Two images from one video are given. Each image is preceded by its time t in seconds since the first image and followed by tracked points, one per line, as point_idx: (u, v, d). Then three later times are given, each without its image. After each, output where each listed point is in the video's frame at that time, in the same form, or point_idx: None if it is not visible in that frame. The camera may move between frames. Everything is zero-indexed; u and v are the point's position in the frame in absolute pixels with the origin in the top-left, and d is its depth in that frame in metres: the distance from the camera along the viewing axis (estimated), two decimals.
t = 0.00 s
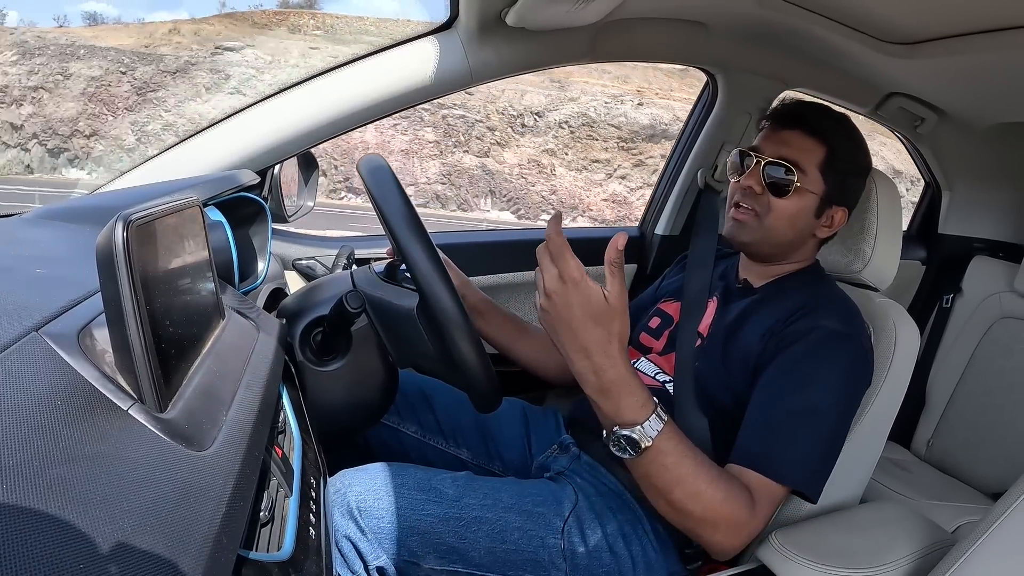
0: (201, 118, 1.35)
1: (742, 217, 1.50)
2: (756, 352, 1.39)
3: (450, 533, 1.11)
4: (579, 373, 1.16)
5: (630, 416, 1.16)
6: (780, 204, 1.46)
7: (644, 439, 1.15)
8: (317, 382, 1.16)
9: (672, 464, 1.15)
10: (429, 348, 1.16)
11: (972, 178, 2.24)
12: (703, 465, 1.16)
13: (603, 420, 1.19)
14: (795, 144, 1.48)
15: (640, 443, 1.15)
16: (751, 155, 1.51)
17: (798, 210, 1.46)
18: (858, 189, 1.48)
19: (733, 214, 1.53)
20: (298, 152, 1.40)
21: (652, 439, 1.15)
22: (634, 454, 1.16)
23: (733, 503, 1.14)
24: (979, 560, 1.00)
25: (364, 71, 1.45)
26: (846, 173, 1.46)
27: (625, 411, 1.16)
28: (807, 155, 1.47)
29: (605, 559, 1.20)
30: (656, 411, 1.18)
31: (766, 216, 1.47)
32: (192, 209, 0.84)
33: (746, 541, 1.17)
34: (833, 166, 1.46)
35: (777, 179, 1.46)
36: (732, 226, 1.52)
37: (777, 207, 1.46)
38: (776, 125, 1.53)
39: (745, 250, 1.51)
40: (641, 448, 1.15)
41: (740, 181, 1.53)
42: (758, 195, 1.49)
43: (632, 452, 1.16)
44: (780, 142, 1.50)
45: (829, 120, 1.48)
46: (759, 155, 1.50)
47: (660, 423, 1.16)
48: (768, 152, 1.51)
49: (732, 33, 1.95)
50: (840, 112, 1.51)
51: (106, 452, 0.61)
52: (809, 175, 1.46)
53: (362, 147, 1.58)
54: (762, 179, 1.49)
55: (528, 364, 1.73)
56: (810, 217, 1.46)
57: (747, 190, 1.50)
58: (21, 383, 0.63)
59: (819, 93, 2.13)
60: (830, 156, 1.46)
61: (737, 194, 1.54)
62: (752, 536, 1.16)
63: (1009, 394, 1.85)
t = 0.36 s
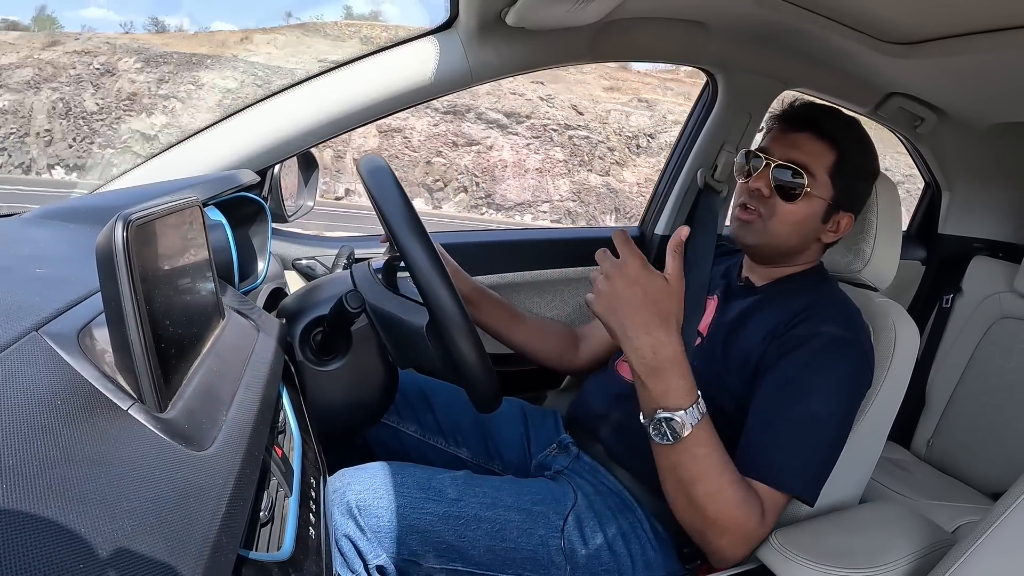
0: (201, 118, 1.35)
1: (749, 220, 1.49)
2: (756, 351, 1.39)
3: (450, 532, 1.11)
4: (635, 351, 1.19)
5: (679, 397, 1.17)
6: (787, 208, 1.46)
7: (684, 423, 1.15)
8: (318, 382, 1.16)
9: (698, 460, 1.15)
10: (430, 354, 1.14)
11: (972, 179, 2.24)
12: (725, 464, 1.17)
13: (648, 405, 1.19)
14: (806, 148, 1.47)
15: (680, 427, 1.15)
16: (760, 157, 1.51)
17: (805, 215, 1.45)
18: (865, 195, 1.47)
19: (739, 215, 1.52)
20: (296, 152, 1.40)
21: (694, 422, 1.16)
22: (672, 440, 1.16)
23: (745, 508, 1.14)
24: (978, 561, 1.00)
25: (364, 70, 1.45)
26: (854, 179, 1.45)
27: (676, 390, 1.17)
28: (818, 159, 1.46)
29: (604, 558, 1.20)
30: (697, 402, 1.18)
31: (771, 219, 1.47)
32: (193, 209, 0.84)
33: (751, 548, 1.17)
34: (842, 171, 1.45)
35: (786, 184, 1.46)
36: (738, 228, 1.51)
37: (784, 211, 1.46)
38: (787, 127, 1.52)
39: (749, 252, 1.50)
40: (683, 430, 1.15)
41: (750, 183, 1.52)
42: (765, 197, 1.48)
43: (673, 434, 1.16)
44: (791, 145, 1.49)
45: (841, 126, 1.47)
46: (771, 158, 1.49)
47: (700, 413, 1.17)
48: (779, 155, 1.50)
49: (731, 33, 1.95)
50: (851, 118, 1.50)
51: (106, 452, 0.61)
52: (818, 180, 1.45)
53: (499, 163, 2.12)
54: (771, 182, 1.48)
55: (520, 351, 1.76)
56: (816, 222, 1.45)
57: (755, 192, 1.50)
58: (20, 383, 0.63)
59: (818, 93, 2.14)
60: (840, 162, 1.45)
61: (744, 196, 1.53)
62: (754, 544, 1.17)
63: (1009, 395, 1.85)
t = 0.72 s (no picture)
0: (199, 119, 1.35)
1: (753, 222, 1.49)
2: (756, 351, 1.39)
3: (448, 530, 1.11)
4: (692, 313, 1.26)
5: (724, 361, 1.22)
6: (792, 211, 1.45)
7: (726, 384, 1.20)
8: (317, 382, 1.16)
9: (725, 434, 1.18)
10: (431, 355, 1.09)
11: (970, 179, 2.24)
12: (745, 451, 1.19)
13: (693, 364, 1.24)
14: (811, 152, 1.47)
15: (720, 388, 1.19)
16: (766, 159, 1.50)
17: (809, 219, 1.45)
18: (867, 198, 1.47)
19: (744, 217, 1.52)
20: (296, 153, 1.39)
21: (733, 387, 1.20)
22: (710, 402, 1.19)
23: (750, 499, 1.16)
24: (977, 561, 1.00)
25: (362, 71, 1.45)
26: (857, 184, 1.45)
27: (721, 354, 1.22)
28: (823, 164, 1.45)
29: (603, 557, 1.20)
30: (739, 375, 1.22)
31: (775, 222, 1.47)
32: (192, 210, 0.84)
33: (746, 545, 1.17)
34: (847, 176, 1.45)
35: (791, 187, 1.45)
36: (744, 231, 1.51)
37: (789, 214, 1.45)
38: (794, 130, 1.52)
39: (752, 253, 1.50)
40: (724, 392, 1.19)
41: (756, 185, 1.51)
42: (770, 201, 1.48)
43: (714, 393, 1.19)
44: (797, 148, 1.49)
45: (848, 130, 1.47)
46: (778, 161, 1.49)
47: (739, 384, 1.21)
48: (786, 157, 1.50)
49: (729, 33, 1.95)
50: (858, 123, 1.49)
51: (105, 453, 0.61)
52: (823, 184, 1.45)
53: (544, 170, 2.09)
54: (777, 185, 1.47)
55: (511, 334, 1.80)
56: (819, 225, 1.45)
57: (760, 195, 1.49)
58: (19, 384, 0.63)
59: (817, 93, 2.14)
60: (845, 166, 1.45)
61: (748, 198, 1.52)
62: (751, 540, 1.17)
63: (1008, 395, 1.85)
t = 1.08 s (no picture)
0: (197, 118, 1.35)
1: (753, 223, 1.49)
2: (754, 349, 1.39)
3: (446, 528, 1.11)
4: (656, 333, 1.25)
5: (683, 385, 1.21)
6: (792, 212, 1.45)
7: (684, 409, 1.19)
8: (315, 381, 1.17)
9: (699, 448, 1.17)
10: (436, 368, 1.05)
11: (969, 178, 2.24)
12: (727, 456, 1.18)
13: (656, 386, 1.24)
14: (811, 151, 1.47)
15: (681, 413, 1.19)
16: (765, 160, 1.50)
17: (809, 219, 1.45)
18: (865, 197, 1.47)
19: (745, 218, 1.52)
20: (294, 153, 1.40)
21: (692, 413, 1.19)
22: (672, 425, 1.19)
23: (739, 500, 1.15)
24: (975, 560, 1.00)
25: (360, 72, 1.45)
26: (857, 183, 1.45)
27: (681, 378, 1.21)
28: (822, 164, 1.46)
29: (601, 555, 1.20)
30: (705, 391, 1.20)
31: (775, 223, 1.47)
32: (191, 210, 0.84)
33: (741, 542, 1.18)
34: (846, 175, 1.45)
35: (791, 188, 1.45)
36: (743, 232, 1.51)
37: (789, 215, 1.45)
38: (793, 130, 1.51)
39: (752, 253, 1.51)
40: (681, 418, 1.19)
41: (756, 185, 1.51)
42: (770, 201, 1.48)
43: (671, 419, 1.19)
44: (796, 148, 1.49)
45: (847, 130, 1.47)
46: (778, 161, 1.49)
47: (703, 406, 1.19)
48: (785, 157, 1.50)
49: (728, 33, 1.95)
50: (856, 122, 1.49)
51: (105, 453, 0.61)
52: (822, 184, 1.45)
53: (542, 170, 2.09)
54: (777, 185, 1.47)
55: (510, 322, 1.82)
56: (819, 225, 1.46)
57: (760, 196, 1.49)
58: (18, 384, 0.63)
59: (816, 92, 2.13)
60: (844, 165, 1.45)
61: (748, 199, 1.53)
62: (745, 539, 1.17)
63: (1007, 394, 1.85)
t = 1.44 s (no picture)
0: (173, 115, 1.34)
1: (718, 222, 1.51)
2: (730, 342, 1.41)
3: (424, 524, 1.11)
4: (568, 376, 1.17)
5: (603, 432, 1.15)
6: (755, 207, 1.48)
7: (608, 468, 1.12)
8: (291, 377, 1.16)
9: (635, 488, 1.13)
10: (419, 376, 1.06)
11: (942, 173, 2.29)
12: (661, 479, 1.15)
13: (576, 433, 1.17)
14: (769, 146, 1.49)
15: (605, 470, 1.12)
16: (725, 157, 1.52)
17: (773, 213, 1.47)
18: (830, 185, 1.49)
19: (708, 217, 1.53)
20: (271, 149, 1.39)
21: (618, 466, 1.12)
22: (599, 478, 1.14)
23: (696, 515, 1.15)
24: (950, 551, 1.02)
25: (335, 67, 1.44)
26: (820, 173, 1.47)
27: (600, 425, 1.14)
28: (781, 157, 1.48)
29: (580, 549, 1.21)
30: (621, 437, 1.14)
31: (740, 219, 1.48)
32: (165, 208, 0.83)
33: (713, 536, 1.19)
34: (809, 166, 1.47)
35: (752, 184, 1.47)
36: (710, 230, 1.52)
37: (753, 210, 1.48)
38: (749, 127, 1.54)
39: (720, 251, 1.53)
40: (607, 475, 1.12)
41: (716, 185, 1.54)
42: (733, 199, 1.50)
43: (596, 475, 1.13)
44: (753, 145, 1.51)
45: (803, 121, 1.49)
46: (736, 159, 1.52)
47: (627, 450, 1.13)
48: (743, 154, 1.52)
49: (706, 31, 1.96)
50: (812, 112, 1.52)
51: (81, 454, 0.60)
52: (783, 177, 1.47)
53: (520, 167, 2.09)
54: (738, 183, 1.49)
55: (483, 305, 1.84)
56: (784, 218, 1.48)
57: (723, 194, 1.51)
58: None
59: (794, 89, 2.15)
60: (805, 156, 1.47)
61: (712, 198, 1.55)
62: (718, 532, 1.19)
63: (981, 387, 1.88)
